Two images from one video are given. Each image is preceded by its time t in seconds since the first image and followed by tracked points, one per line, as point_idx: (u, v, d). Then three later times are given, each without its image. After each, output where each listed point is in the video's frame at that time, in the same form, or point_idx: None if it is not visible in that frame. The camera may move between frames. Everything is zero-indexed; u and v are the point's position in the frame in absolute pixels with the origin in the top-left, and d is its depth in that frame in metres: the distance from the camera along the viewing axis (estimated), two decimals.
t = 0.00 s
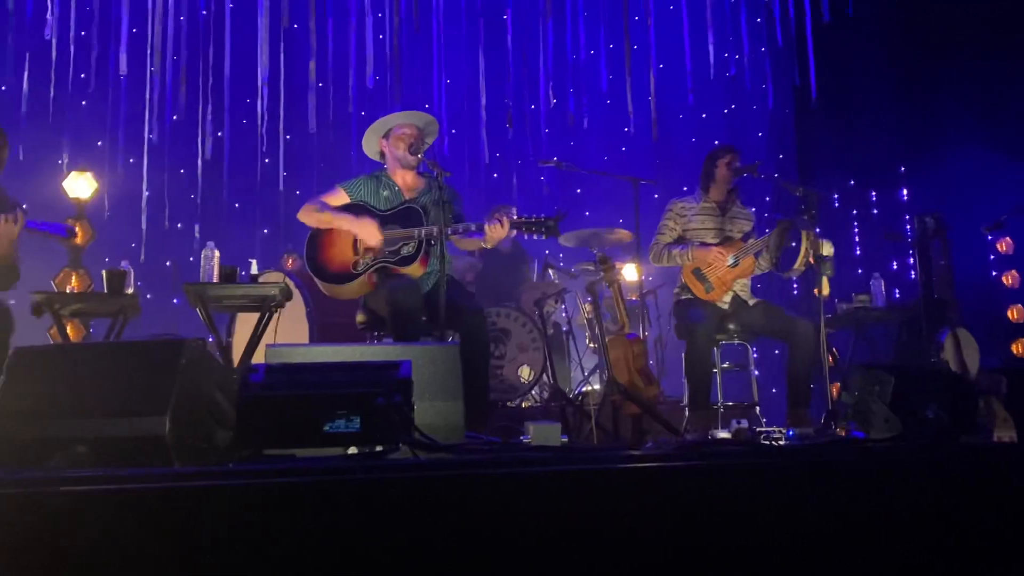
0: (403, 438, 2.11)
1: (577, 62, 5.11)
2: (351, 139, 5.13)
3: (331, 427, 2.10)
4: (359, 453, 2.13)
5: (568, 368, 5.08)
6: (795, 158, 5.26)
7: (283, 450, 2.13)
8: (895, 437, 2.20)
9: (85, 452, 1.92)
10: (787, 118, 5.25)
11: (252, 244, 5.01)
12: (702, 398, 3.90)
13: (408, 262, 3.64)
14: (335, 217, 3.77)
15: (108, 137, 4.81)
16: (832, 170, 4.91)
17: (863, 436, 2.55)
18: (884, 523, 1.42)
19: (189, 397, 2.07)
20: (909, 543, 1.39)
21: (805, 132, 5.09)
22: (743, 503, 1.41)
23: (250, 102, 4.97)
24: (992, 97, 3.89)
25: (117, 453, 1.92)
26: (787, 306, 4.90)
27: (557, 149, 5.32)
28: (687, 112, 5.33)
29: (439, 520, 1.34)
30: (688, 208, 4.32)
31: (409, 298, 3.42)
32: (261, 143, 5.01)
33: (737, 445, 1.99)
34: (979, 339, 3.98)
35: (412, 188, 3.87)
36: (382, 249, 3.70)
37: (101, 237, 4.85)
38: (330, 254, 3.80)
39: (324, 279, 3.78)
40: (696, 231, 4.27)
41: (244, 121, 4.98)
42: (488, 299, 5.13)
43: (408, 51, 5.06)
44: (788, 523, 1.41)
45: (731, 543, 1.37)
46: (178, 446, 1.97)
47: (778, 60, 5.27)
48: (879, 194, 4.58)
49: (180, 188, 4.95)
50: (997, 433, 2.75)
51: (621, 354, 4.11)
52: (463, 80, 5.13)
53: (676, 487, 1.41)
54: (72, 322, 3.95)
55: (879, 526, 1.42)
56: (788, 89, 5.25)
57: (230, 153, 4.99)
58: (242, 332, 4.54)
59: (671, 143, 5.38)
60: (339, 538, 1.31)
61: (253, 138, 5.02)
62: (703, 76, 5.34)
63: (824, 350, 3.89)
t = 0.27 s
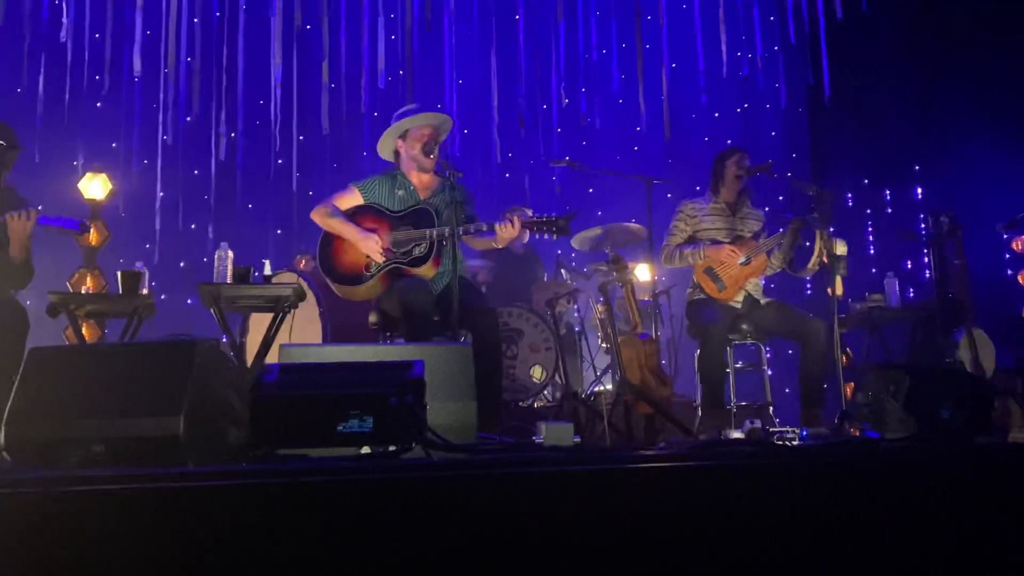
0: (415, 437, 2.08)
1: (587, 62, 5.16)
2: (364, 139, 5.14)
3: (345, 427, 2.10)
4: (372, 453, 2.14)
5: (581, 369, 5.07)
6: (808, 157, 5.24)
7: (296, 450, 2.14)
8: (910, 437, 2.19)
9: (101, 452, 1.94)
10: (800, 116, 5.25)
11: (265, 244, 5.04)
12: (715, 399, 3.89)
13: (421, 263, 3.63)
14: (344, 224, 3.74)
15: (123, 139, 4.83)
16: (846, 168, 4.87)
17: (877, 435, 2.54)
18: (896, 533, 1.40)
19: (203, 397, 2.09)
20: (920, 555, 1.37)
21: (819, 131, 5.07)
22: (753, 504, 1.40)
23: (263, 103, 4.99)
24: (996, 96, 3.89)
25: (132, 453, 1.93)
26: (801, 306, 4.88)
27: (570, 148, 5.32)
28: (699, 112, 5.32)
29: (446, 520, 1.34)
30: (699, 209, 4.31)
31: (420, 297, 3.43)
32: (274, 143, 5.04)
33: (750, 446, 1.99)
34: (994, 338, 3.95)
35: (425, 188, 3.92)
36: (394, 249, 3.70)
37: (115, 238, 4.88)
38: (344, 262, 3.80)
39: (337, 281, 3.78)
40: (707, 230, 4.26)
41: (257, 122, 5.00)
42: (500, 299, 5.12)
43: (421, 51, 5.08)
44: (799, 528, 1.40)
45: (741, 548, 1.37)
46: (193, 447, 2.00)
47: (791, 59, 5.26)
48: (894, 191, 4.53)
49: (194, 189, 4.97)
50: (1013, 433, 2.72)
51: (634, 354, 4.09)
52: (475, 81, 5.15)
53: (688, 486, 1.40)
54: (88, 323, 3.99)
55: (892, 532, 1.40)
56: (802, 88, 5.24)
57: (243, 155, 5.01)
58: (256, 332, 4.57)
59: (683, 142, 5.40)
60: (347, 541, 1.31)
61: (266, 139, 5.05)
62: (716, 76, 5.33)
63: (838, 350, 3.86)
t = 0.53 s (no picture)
0: (427, 438, 2.09)
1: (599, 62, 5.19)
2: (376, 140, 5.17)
3: (357, 428, 2.10)
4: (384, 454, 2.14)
5: (593, 369, 5.07)
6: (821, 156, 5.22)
7: (307, 451, 2.15)
8: (923, 438, 2.18)
9: (116, 452, 1.96)
10: (813, 116, 5.14)
11: (278, 245, 5.08)
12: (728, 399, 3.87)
13: (433, 263, 3.64)
14: (360, 214, 3.74)
15: (136, 140, 4.85)
16: (858, 168, 4.84)
17: (890, 436, 2.53)
18: (910, 529, 1.38)
19: (216, 397, 2.09)
20: (938, 548, 1.35)
21: (831, 130, 5.05)
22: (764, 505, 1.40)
23: (275, 104, 5.03)
24: (1010, 93, 3.85)
25: (145, 453, 1.95)
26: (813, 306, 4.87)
27: (581, 148, 5.35)
28: (711, 112, 5.31)
29: (458, 519, 1.34)
30: (710, 209, 4.31)
31: (432, 297, 3.42)
32: (287, 145, 5.07)
33: (763, 446, 1.98)
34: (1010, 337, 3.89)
35: (436, 188, 3.93)
36: (406, 249, 3.71)
37: (129, 240, 4.91)
38: (354, 253, 3.76)
39: (349, 280, 3.75)
40: (718, 230, 4.24)
41: (269, 123, 5.03)
42: (512, 300, 5.13)
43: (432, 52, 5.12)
44: (810, 524, 1.39)
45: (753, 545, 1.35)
46: (207, 447, 2.00)
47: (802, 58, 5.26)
48: (906, 191, 4.51)
49: (206, 190, 4.98)
50: None
51: (646, 355, 4.08)
52: (486, 81, 5.18)
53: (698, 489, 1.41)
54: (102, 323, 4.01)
55: (905, 529, 1.38)
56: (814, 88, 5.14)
57: (255, 156, 5.03)
58: (268, 332, 4.59)
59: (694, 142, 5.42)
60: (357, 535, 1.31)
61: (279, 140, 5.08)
62: (727, 76, 5.33)
63: (851, 350, 3.84)
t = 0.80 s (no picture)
0: (440, 438, 2.12)
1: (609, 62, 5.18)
2: (386, 141, 5.17)
3: (369, 428, 2.11)
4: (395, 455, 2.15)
5: (604, 369, 5.07)
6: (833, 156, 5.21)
7: (320, 451, 2.16)
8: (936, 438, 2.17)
9: (130, 452, 1.97)
10: (824, 116, 5.20)
11: (289, 245, 5.10)
12: (739, 399, 3.87)
13: (445, 264, 3.65)
14: (373, 218, 3.77)
15: (148, 142, 4.88)
16: (870, 168, 4.81)
17: (903, 437, 2.51)
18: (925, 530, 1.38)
19: (229, 398, 2.10)
20: (949, 550, 1.34)
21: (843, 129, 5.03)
22: (778, 505, 1.40)
23: (286, 105, 5.05)
24: (1016, 90, 3.76)
25: (159, 453, 1.97)
26: (825, 306, 4.85)
27: (592, 149, 5.35)
28: (722, 112, 5.29)
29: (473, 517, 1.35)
30: (723, 208, 4.31)
31: (444, 299, 3.43)
32: (298, 147, 5.09)
33: (775, 445, 1.98)
34: None
35: (447, 190, 3.93)
36: (418, 250, 3.72)
37: (142, 241, 4.94)
38: (366, 257, 3.78)
39: (360, 281, 3.77)
40: (732, 231, 4.25)
41: (281, 124, 5.06)
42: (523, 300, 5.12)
43: (442, 52, 5.12)
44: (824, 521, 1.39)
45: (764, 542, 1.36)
46: (220, 447, 2.01)
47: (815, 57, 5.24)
48: (919, 191, 4.48)
49: (217, 191, 5.01)
50: None
51: (657, 355, 4.08)
52: (496, 82, 5.18)
53: (716, 490, 1.41)
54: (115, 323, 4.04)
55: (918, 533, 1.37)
56: (826, 86, 5.17)
57: (267, 157, 5.05)
58: (281, 333, 4.61)
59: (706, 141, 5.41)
60: (369, 532, 1.32)
61: (290, 141, 5.10)
62: (739, 75, 5.32)
63: (864, 351, 3.82)
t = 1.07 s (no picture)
0: (448, 439, 2.10)
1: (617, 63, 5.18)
2: (395, 142, 5.18)
3: (378, 428, 2.11)
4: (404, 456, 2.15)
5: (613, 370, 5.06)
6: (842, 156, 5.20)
7: (329, 452, 2.16)
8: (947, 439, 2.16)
9: (139, 452, 1.98)
10: (834, 116, 5.13)
11: (298, 247, 5.12)
12: (748, 400, 3.86)
13: (452, 266, 3.66)
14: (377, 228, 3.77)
15: (158, 143, 4.90)
16: (880, 168, 4.80)
17: (914, 438, 2.50)
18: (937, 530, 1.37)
19: (239, 398, 2.11)
20: (969, 550, 1.33)
21: (852, 129, 5.01)
22: (788, 506, 1.40)
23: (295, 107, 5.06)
24: None
25: (169, 454, 1.97)
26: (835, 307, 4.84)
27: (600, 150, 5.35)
28: (731, 112, 5.33)
29: (482, 517, 1.35)
30: (733, 208, 4.29)
31: (451, 300, 3.46)
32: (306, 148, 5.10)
33: (785, 446, 1.98)
34: None
35: (458, 193, 3.95)
36: (425, 252, 3.72)
37: (152, 243, 4.96)
38: (374, 261, 3.77)
39: (369, 283, 3.76)
40: (741, 231, 4.25)
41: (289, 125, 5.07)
42: (531, 301, 5.12)
43: (450, 53, 5.13)
44: (835, 520, 1.38)
45: (774, 542, 1.35)
46: (229, 447, 2.02)
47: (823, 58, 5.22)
48: (928, 191, 4.46)
49: (226, 193, 5.03)
50: None
51: (666, 356, 4.07)
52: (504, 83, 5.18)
53: (724, 491, 1.40)
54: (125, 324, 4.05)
55: (930, 533, 1.36)
56: (836, 87, 5.10)
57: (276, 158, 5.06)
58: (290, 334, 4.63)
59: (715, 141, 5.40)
60: (378, 531, 1.32)
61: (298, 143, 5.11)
62: (747, 76, 5.31)
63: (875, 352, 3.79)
